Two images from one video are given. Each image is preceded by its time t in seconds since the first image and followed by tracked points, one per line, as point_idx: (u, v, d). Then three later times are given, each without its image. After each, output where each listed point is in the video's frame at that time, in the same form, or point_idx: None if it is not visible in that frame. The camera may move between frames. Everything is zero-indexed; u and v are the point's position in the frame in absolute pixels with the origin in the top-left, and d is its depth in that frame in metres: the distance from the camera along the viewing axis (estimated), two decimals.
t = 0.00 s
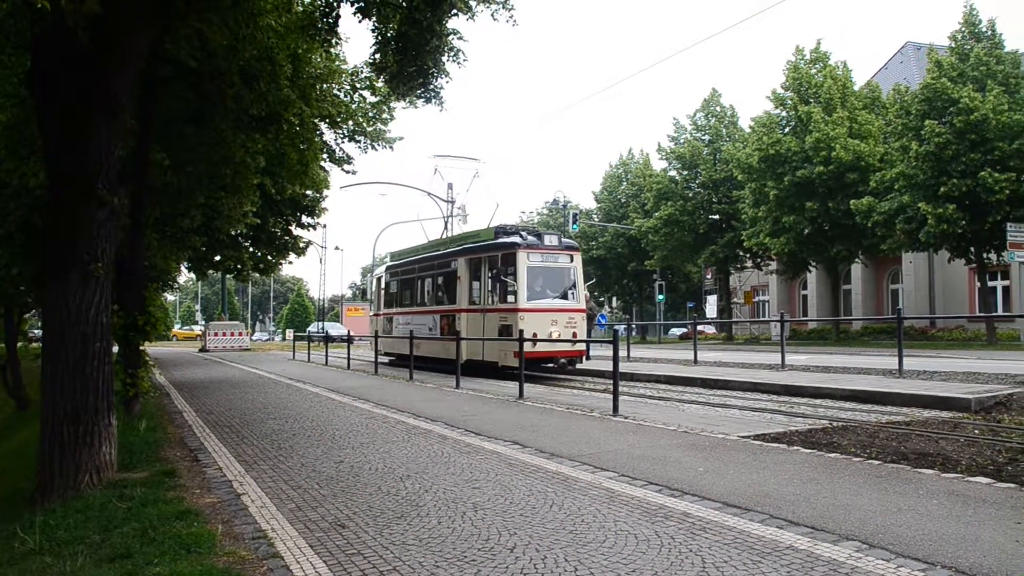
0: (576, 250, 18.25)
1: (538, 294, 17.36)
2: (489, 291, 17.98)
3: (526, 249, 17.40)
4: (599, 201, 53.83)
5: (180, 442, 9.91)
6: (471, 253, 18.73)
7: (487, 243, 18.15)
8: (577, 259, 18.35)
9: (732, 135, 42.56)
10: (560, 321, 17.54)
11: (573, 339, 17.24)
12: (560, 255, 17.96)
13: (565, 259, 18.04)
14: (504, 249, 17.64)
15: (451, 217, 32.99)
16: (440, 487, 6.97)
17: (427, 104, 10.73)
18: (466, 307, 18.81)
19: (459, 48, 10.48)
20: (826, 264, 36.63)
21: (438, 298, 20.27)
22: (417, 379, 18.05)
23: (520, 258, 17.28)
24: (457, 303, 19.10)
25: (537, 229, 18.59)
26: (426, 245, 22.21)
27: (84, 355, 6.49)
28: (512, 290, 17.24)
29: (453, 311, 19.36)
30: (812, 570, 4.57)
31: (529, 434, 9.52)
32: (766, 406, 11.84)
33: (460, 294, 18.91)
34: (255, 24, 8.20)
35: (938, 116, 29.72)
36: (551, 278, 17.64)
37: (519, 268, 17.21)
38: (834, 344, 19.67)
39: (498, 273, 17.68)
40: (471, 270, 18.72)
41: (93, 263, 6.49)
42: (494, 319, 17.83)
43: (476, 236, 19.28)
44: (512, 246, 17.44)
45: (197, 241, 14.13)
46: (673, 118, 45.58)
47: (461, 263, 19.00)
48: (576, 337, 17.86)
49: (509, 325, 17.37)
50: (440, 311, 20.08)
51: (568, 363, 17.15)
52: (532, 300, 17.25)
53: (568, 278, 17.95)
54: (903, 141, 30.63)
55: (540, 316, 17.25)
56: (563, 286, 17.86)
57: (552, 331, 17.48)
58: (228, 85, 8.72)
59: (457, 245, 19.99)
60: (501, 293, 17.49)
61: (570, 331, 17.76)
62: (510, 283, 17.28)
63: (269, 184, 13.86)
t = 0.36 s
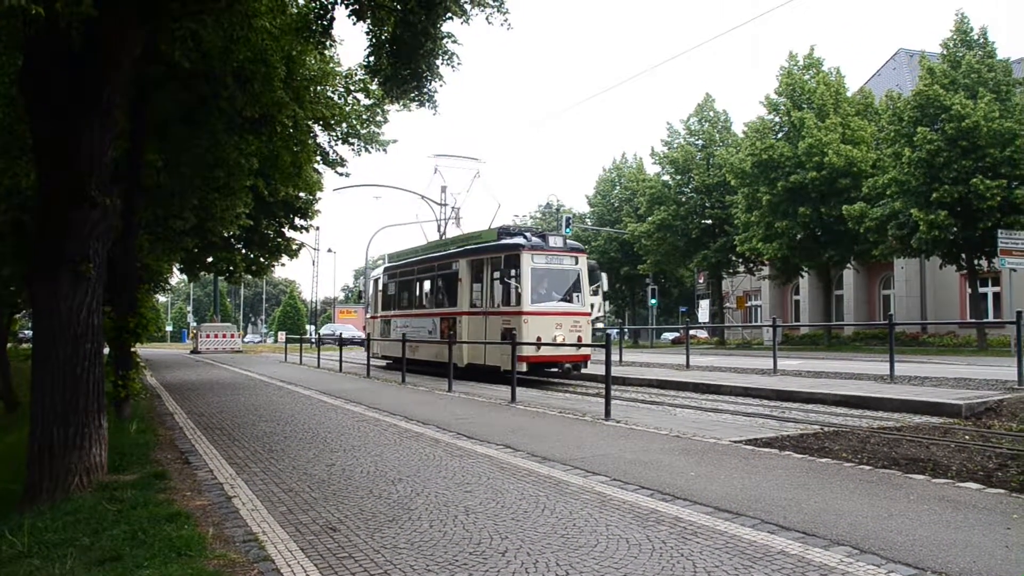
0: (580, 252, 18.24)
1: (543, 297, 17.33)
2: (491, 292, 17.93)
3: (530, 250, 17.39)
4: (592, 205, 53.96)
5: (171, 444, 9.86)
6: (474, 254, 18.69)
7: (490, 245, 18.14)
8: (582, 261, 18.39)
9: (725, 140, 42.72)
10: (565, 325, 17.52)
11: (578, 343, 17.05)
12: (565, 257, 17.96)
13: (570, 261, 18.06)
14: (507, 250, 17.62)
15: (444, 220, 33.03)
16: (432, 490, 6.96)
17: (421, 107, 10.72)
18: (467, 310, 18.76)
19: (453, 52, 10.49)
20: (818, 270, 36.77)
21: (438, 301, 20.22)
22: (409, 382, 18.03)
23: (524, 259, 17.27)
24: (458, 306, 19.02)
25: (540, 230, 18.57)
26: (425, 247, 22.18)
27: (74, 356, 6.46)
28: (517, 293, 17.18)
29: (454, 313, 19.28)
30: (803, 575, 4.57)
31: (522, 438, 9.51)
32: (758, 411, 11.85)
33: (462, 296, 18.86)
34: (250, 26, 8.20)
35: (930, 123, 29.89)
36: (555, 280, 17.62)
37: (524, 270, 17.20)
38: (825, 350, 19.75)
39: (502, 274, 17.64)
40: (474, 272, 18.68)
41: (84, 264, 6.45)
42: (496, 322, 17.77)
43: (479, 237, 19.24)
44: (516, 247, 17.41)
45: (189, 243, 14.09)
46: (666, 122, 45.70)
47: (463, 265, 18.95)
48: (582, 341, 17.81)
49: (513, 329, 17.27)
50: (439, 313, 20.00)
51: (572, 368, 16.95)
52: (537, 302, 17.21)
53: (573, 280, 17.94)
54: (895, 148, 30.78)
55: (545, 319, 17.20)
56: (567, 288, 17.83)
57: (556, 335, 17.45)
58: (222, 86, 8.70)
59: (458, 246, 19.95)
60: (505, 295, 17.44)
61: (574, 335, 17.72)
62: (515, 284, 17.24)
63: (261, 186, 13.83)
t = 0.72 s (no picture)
0: (586, 250, 18.23)
1: (548, 297, 17.31)
2: (495, 291, 17.92)
3: (535, 248, 17.38)
4: (589, 206, 54.05)
5: (168, 444, 9.86)
6: (476, 253, 18.68)
7: (494, 243, 18.13)
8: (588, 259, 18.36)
9: (722, 141, 42.76)
10: (570, 325, 17.51)
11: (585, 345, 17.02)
12: (570, 256, 17.93)
13: (576, 260, 18.03)
14: (511, 249, 17.60)
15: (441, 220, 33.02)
16: (429, 490, 6.96)
17: (418, 106, 10.71)
18: (470, 309, 18.75)
19: (450, 51, 10.48)
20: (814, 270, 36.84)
21: (439, 300, 20.20)
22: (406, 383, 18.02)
23: (529, 258, 17.24)
24: (461, 305, 19.00)
25: (546, 229, 18.55)
26: (427, 245, 22.17)
27: (70, 356, 6.45)
28: (522, 292, 17.16)
29: (456, 312, 19.26)
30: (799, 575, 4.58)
31: (518, 438, 9.52)
32: (755, 411, 11.86)
33: (465, 295, 18.84)
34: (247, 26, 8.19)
35: (926, 123, 29.95)
36: (561, 278, 17.61)
37: (529, 269, 17.17)
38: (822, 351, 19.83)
39: (506, 273, 17.62)
40: (477, 271, 18.66)
41: (80, 263, 6.44)
42: (500, 322, 17.76)
43: (482, 235, 19.22)
44: (520, 245, 17.40)
45: (185, 243, 14.06)
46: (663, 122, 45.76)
47: (466, 263, 18.95)
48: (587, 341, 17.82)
49: (518, 328, 17.26)
50: (441, 313, 19.98)
51: (579, 368, 16.91)
52: (542, 302, 17.20)
53: (577, 279, 17.89)
54: (892, 149, 30.85)
55: (550, 318, 17.20)
56: (573, 287, 17.79)
57: (561, 335, 17.44)
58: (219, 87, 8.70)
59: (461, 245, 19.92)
60: (509, 294, 17.42)
61: (581, 335, 17.72)
62: (520, 283, 17.22)
63: (258, 185, 13.82)
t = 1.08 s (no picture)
0: (590, 247, 18.22)
1: (551, 294, 17.31)
2: (498, 289, 17.92)
3: (538, 246, 17.38)
4: (586, 203, 54.09)
5: (166, 442, 9.84)
6: (478, 251, 18.68)
7: (496, 240, 18.12)
8: (592, 257, 18.36)
9: (719, 138, 42.77)
10: (573, 322, 17.51)
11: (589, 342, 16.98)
12: (574, 253, 17.94)
13: (580, 257, 18.03)
14: (514, 246, 17.60)
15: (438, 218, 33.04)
16: (426, 489, 6.95)
17: (415, 104, 10.72)
18: (471, 307, 18.74)
19: (447, 49, 10.47)
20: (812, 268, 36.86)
21: (440, 298, 20.19)
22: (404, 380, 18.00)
23: (532, 255, 17.25)
24: (462, 303, 18.98)
25: (549, 226, 18.53)
26: (427, 242, 22.15)
27: (68, 353, 6.44)
28: (525, 289, 17.16)
29: (457, 310, 19.26)
30: (797, 573, 4.59)
31: (516, 435, 9.51)
32: (752, 409, 11.87)
33: (466, 293, 18.83)
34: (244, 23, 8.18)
35: (923, 120, 29.99)
36: (564, 275, 17.63)
37: (533, 266, 17.19)
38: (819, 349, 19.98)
39: (509, 270, 17.60)
40: (479, 268, 18.64)
41: (77, 261, 6.42)
42: (502, 319, 17.75)
43: (484, 232, 19.21)
44: (523, 243, 17.41)
45: (183, 240, 14.04)
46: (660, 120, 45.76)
47: (467, 260, 18.93)
48: (590, 339, 17.81)
49: (520, 326, 17.25)
50: (442, 311, 19.97)
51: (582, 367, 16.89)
52: (545, 299, 17.20)
53: (579, 276, 17.87)
54: (889, 146, 30.88)
55: (553, 316, 17.20)
56: (576, 284, 17.78)
57: (565, 332, 17.43)
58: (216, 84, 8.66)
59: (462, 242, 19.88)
60: (512, 291, 17.45)
61: (584, 333, 17.73)
62: (523, 280, 17.22)
63: (256, 183, 13.80)
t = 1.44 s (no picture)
0: (590, 249, 18.22)
1: (551, 296, 17.29)
2: (498, 291, 17.91)
3: (539, 247, 17.38)
4: (583, 206, 54.12)
5: (162, 445, 9.83)
6: (478, 252, 18.68)
7: (497, 242, 18.11)
8: (592, 258, 18.37)
9: (716, 141, 42.81)
10: (574, 325, 17.50)
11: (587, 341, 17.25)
12: (575, 255, 17.95)
13: (581, 259, 18.06)
14: (515, 248, 17.60)
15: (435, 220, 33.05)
16: (423, 491, 6.94)
17: (412, 106, 10.72)
18: (471, 309, 18.73)
19: (444, 52, 10.48)
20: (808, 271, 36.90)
21: (439, 300, 20.17)
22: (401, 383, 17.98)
23: (533, 257, 17.26)
24: (462, 305, 18.96)
25: (549, 228, 18.53)
26: (425, 244, 22.14)
27: (64, 357, 6.42)
28: (525, 291, 17.15)
29: (457, 312, 19.25)
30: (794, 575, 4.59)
31: (514, 438, 9.51)
32: (750, 411, 11.88)
33: (466, 295, 18.82)
34: (241, 27, 8.17)
35: (919, 123, 30.02)
36: (564, 277, 17.63)
37: (533, 268, 17.19)
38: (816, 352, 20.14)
39: (509, 272, 17.59)
40: (479, 270, 18.64)
41: (74, 263, 6.41)
42: (502, 321, 17.74)
43: (484, 234, 19.20)
44: (524, 244, 17.40)
45: (179, 242, 14.03)
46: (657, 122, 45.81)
47: (467, 262, 18.90)
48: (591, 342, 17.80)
49: (521, 328, 17.24)
50: (442, 313, 19.95)
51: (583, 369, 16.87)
52: (545, 301, 17.18)
53: (579, 278, 17.88)
54: (886, 148, 30.93)
55: (554, 318, 17.19)
56: (576, 286, 17.78)
57: (566, 334, 17.42)
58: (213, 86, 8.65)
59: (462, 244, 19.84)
60: (512, 294, 17.44)
61: (585, 336, 17.71)
62: (524, 281, 17.21)
63: (252, 186, 13.79)
